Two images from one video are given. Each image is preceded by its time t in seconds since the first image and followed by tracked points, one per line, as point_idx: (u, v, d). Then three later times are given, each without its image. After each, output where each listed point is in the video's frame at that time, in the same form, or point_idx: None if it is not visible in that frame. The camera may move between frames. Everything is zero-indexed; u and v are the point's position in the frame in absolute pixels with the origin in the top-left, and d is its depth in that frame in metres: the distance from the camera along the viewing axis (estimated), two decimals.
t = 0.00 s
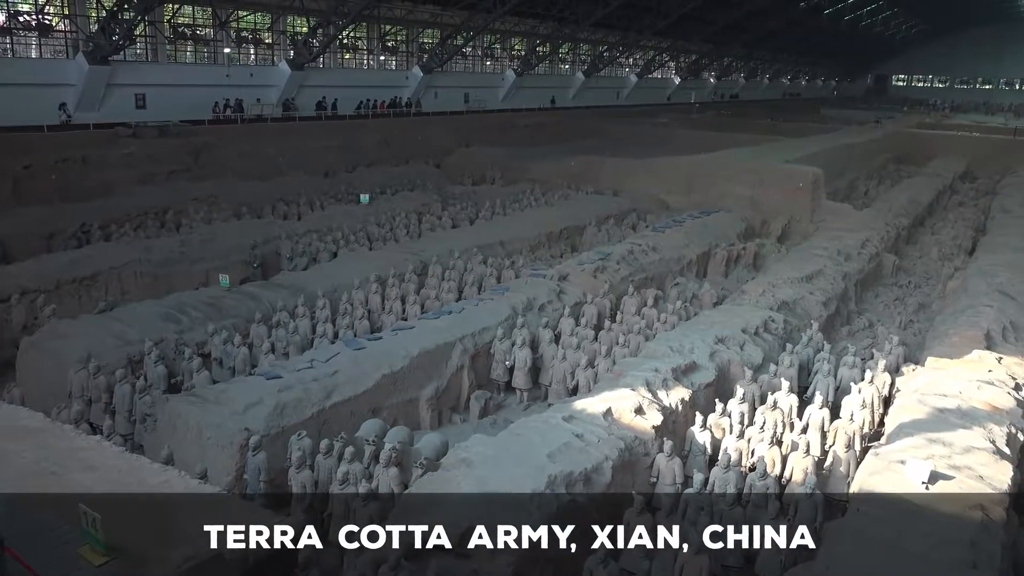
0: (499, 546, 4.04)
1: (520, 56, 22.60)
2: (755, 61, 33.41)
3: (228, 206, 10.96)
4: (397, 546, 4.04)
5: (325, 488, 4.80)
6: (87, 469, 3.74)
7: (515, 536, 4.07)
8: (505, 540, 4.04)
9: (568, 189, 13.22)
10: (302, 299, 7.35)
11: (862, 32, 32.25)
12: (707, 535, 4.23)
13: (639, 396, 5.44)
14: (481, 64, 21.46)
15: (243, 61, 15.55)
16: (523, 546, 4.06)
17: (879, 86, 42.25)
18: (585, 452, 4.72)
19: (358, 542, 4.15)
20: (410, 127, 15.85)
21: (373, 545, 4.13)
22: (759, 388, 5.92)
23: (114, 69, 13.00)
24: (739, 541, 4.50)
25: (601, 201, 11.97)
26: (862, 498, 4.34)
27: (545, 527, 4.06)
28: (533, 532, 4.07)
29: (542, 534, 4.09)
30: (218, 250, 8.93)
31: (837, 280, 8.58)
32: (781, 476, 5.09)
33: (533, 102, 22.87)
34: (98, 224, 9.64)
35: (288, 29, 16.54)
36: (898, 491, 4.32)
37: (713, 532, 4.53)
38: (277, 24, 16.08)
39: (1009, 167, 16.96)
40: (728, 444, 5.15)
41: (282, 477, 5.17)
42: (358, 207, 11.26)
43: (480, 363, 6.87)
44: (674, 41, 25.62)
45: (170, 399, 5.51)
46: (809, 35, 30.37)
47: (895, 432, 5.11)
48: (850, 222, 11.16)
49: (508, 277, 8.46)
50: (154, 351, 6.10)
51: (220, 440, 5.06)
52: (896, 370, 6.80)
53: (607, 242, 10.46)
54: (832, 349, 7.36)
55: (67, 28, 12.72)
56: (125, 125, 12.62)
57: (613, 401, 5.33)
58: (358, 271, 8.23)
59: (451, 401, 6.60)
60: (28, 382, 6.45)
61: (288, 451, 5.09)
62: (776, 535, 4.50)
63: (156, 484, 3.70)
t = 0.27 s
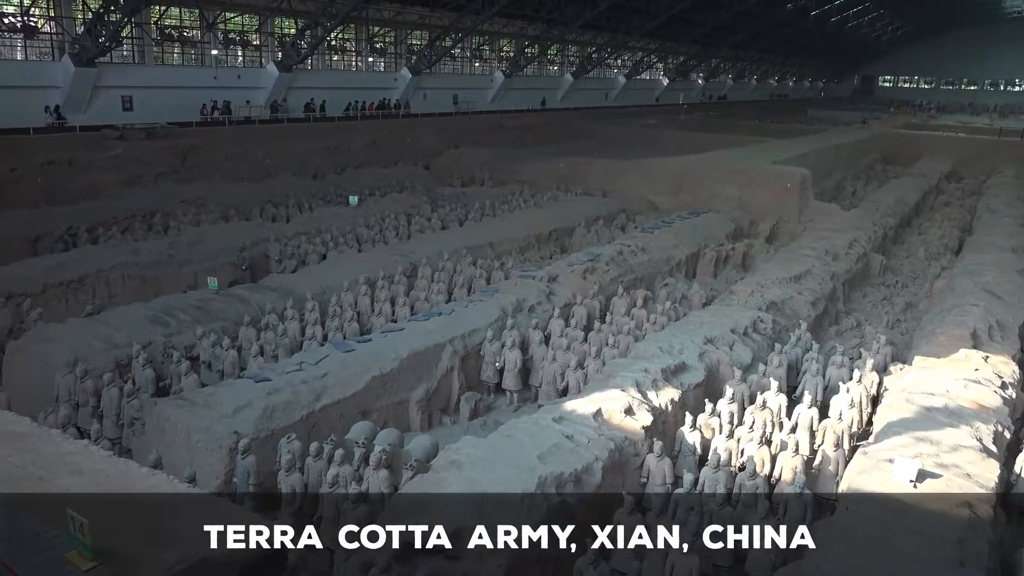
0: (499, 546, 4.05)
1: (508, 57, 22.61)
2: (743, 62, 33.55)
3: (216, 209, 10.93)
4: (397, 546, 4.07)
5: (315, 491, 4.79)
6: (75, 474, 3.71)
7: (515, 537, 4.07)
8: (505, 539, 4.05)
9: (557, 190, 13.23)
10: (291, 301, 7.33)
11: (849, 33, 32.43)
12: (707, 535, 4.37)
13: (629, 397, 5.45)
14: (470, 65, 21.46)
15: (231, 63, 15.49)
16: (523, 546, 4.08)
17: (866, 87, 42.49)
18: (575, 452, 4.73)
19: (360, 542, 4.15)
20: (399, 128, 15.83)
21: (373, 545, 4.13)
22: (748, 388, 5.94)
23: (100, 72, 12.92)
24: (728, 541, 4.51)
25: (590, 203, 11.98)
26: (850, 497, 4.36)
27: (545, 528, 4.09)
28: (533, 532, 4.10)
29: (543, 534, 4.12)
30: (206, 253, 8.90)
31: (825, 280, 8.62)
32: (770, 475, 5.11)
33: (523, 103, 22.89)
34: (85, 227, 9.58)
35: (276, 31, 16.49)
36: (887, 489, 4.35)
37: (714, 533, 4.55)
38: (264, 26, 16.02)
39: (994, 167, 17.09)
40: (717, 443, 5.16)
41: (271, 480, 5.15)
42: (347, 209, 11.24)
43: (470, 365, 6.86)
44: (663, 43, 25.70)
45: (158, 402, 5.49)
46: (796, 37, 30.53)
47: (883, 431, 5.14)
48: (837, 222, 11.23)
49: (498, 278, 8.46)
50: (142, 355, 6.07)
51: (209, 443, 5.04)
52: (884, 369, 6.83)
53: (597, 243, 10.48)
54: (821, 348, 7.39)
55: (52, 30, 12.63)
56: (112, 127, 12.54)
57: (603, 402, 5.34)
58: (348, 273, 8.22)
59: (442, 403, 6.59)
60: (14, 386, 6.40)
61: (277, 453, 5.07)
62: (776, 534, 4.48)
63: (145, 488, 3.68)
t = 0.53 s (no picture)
0: (499, 546, 4.06)
1: (497, 59, 22.62)
2: (731, 64, 33.68)
3: (204, 211, 10.89)
4: (397, 546, 4.11)
5: (305, 494, 4.78)
6: (62, 478, 3.69)
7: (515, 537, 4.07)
8: (505, 539, 4.06)
9: (546, 191, 13.24)
10: (279, 303, 7.30)
11: (835, 35, 32.62)
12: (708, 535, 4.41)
13: (619, 397, 5.46)
14: (458, 67, 21.44)
15: (219, 65, 15.43)
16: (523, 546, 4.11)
17: (852, 88, 42.74)
18: (565, 453, 4.73)
19: (360, 542, 4.16)
20: (387, 130, 15.81)
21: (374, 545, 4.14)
22: (737, 387, 5.96)
23: (87, 74, 12.84)
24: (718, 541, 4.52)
25: (579, 204, 12.00)
26: (839, 496, 4.38)
27: (545, 528, 4.12)
28: (533, 532, 4.13)
29: (543, 534, 4.16)
30: (194, 255, 8.86)
31: (813, 280, 8.67)
32: (759, 475, 5.13)
33: (511, 105, 22.90)
34: (72, 230, 9.52)
35: (264, 32, 16.44)
36: (875, 488, 4.37)
37: (714, 533, 4.58)
38: (252, 28, 15.97)
39: (979, 168, 17.23)
40: (707, 443, 5.18)
41: (261, 483, 5.13)
42: (336, 211, 11.21)
43: (460, 367, 6.86)
44: (650, 44, 25.77)
45: (146, 406, 5.46)
46: (783, 38, 30.68)
47: (871, 430, 5.17)
48: (824, 223, 11.29)
49: (487, 280, 8.46)
50: (129, 358, 6.03)
51: (198, 446, 5.01)
52: (871, 369, 6.87)
53: (586, 244, 10.50)
54: (809, 348, 7.43)
55: (38, 32, 12.54)
56: (99, 129, 12.47)
57: (593, 403, 5.35)
58: (337, 275, 8.20)
59: (432, 405, 6.59)
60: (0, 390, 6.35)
61: (267, 456, 5.05)
62: (777, 534, 4.49)
63: (133, 493, 3.66)
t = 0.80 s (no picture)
0: (499, 546, 4.08)
1: (485, 60, 22.61)
2: (718, 65, 33.80)
3: (192, 213, 10.84)
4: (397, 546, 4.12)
5: (294, 497, 4.76)
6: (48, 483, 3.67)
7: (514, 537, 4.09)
8: (505, 539, 4.08)
9: (535, 192, 13.24)
10: (268, 306, 7.27)
11: (821, 36, 32.80)
12: (707, 535, 4.42)
13: (609, 398, 5.46)
14: (446, 68, 21.42)
15: (206, 66, 15.36)
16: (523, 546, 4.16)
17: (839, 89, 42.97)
18: (555, 454, 4.73)
19: (359, 541, 4.18)
20: (376, 132, 15.77)
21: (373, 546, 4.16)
22: (726, 387, 5.98)
23: (72, 75, 12.76)
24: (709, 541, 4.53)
25: (568, 205, 12.02)
26: (827, 494, 4.41)
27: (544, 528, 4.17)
28: (533, 532, 4.18)
29: (543, 533, 4.20)
30: (181, 257, 8.82)
31: (801, 280, 8.71)
32: (748, 474, 5.15)
33: (500, 106, 22.91)
34: (57, 232, 9.46)
35: (251, 34, 16.38)
36: (863, 487, 4.39)
37: (715, 533, 4.60)
38: (239, 29, 15.91)
39: (965, 168, 17.36)
40: (696, 444, 5.19)
41: (249, 486, 5.11)
42: (324, 212, 11.18)
43: (449, 368, 6.85)
44: (638, 46, 25.84)
45: (133, 409, 5.42)
46: (771, 39, 30.82)
47: (859, 429, 5.19)
48: (811, 223, 11.35)
49: (476, 281, 8.46)
50: (116, 361, 5.99)
51: (186, 450, 4.98)
52: (859, 368, 6.90)
53: (574, 245, 10.52)
54: (797, 348, 7.46)
55: (23, 33, 12.44)
56: (85, 131, 12.38)
57: (583, 403, 5.35)
58: (326, 277, 8.18)
59: (421, 406, 6.57)
60: None
61: (255, 459, 5.03)
62: (775, 534, 4.43)
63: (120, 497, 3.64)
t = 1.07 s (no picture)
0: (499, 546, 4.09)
1: (473, 61, 22.60)
2: (706, 66, 33.92)
3: (179, 215, 10.79)
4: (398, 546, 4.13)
5: (283, 499, 4.75)
6: (34, 487, 3.64)
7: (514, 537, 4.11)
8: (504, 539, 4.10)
9: (523, 194, 13.25)
10: (256, 308, 7.24)
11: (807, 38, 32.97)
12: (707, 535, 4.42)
13: (598, 399, 5.47)
14: (434, 70, 21.39)
15: (192, 68, 15.29)
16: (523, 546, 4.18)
17: (825, 90, 43.21)
18: (544, 455, 4.74)
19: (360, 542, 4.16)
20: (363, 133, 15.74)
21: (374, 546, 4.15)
22: (714, 387, 6.00)
23: (57, 76, 12.67)
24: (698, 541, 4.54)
25: (556, 206, 12.03)
26: (816, 493, 4.43)
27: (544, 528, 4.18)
28: (533, 532, 4.20)
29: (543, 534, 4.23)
30: (168, 260, 8.77)
31: (788, 280, 8.76)
32: (737, 474, 5.17)
33: (488, 107, 22.91)
34: (43, 235, 9.38)
35: (238, 35, 16.33)
36: (851, 486, 4.42)
37: (715, 533, 4.63)
38: (226, 30, 15.84)
39: (950, 168, 17.49)
40: (685, 444, 5.21)
41: (238, 489, 5.09)
42: (312, 214, 11.15)
43: (438, 369, 6.84)
44: (626, 47, 25.90)
45: (120, 412, 5.39)
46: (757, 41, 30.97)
47: (846, 428, 5.22)
48: (798, 223, 11.41)
49: (465, 282, 8.45)
50: (103, 364, 5.95)
51: (173, 453, 4.96)
52: (846, 367, 6.94)
53: (563, 246, 10.53)
54: (785, 348, 7.50)
55: (7, 34, 12.35)
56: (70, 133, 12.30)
57: (572, 404, 5.36)
58: (314, 279, 8.15)
59: (410, 408, 6.56)
60: None
61: (243, 462, 5.01)
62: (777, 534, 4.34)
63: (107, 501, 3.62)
